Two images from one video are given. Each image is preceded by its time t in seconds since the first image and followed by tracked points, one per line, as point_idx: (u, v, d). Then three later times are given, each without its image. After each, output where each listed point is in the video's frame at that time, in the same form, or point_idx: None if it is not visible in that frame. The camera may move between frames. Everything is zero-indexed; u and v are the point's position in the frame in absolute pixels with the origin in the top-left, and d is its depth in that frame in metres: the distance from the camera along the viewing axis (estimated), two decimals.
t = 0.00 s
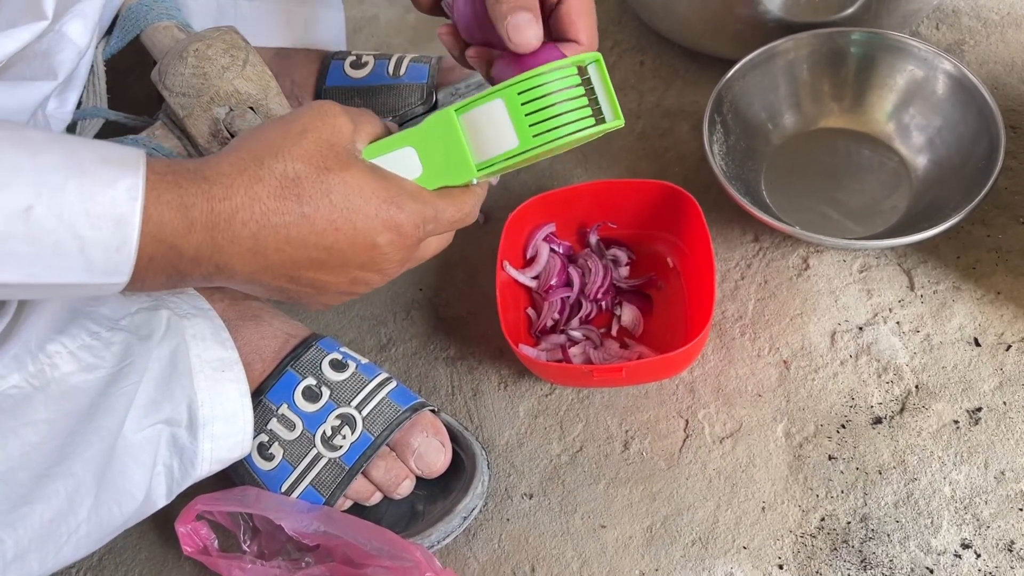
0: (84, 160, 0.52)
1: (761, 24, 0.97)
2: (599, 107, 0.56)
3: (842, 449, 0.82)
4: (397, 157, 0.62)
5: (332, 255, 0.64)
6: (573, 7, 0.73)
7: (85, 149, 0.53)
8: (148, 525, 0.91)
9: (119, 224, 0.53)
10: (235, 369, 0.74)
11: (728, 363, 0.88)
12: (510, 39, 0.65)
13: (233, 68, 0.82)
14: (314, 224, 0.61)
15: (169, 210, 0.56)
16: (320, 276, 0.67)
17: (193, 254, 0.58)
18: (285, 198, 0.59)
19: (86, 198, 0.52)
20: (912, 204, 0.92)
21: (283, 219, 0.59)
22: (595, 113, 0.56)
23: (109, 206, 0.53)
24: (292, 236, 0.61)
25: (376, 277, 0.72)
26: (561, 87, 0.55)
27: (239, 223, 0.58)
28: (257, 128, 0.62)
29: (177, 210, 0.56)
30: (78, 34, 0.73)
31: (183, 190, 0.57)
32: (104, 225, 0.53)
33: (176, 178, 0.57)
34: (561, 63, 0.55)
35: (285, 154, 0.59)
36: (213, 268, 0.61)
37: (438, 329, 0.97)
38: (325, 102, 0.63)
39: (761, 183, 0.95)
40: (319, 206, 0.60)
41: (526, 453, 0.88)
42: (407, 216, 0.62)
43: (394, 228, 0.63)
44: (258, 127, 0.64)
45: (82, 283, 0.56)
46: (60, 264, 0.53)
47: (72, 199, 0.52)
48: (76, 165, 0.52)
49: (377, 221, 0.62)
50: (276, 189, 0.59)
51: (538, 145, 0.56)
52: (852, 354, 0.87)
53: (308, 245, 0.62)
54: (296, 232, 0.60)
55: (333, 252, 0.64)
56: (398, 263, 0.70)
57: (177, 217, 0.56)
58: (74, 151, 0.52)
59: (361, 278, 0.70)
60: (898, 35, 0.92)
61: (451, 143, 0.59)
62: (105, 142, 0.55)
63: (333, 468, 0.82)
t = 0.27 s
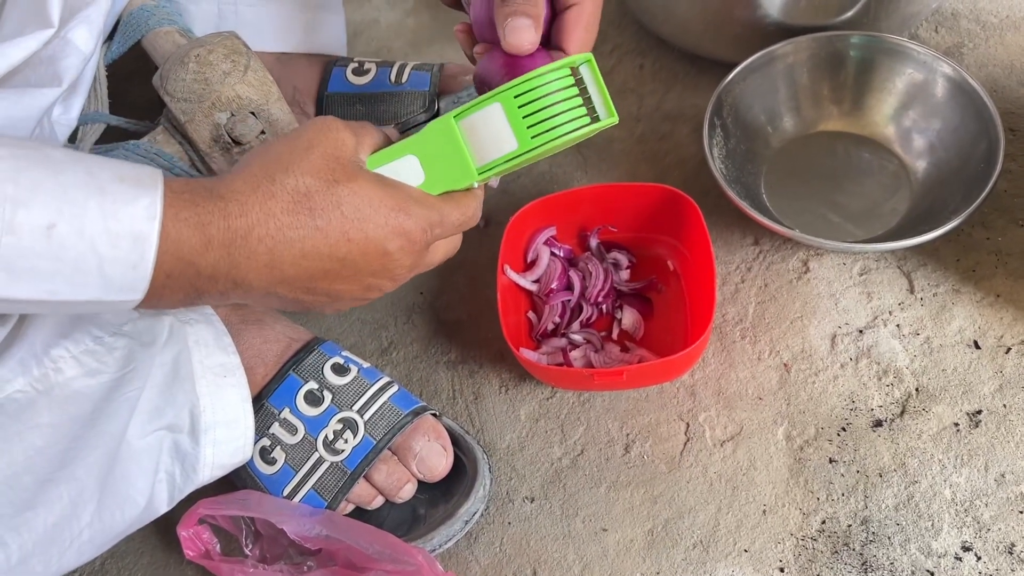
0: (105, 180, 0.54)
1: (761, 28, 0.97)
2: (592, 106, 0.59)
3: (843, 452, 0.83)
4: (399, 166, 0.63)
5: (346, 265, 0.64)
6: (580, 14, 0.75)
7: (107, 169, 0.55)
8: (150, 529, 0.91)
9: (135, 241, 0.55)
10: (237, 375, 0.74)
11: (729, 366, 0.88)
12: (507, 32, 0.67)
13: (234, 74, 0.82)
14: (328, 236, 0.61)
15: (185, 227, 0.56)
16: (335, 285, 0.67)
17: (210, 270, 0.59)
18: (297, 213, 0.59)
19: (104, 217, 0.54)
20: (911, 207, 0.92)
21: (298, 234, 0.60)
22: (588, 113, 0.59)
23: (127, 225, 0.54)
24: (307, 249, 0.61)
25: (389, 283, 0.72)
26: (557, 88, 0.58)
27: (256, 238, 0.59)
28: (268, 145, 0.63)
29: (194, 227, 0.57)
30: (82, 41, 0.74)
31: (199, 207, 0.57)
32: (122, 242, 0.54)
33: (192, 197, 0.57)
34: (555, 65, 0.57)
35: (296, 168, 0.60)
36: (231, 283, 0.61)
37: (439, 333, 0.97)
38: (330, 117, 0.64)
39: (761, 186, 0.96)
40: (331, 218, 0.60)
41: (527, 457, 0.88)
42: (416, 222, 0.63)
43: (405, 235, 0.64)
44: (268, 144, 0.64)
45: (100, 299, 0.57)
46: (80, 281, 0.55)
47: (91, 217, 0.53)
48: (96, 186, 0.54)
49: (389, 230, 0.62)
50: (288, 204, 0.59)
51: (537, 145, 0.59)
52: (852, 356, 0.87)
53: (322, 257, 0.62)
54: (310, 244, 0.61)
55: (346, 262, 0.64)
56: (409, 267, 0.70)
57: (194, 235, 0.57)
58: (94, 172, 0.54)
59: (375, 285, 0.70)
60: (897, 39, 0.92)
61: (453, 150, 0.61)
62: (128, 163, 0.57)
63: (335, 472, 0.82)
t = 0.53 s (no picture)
0: (113, 182, 0.54)
1: (755, 34, 0.97)
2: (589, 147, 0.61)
3: (837, 457, 0.83)
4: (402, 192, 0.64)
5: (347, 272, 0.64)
6: (581, 60, 0.77)
7: (114, 172, 0.55)
8: (146, 536, 0.91)
9: (144, 241, 0.55)
10: (234, 382, 0.74)
11: (723, 372, 0.89)
12: (502, 95, 0.68)
13: (229, 82, 0.82)
14: (333, 241, 0.61)
15: (192, 226, 0.56)
16: (332, 296, 0.67)
17: (212, 270, 0.58)
18: (303, 214, 0.60)
19: (114, 217, 0.54)
20: (905, 212, 0.92)
21: (303, 235, 0.60)
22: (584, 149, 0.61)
23: (134, 227, 0.54)
24: (310, 252, 0.61)
25: (386, 299, 0.72)
26: (556, 123, 0.60)
27: (261, 238, 0.59)
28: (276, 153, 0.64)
29: (201, 222, 0.57)
30: (82, 53, 0.74)
31: (208, 205, 0.57)
32: (130, 244, 0.54)
33: (199, 196, 0.58)
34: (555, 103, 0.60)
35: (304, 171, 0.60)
36: (232, 284, 0.60)
37: (434, 339, 0.97)
38: (333, 138, 0.66)
39: (755, 192, 0.96)
40: (336, 223, 0.60)
41: (522, 463, 0.88)
42: (417, 236, 0.63)
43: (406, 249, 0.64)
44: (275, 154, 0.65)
45: (107, 301, 0.57)
46: (87, 283, 0.55)
47: (100, 218, 0.53)
48: (105, 186, 0.54)
49: (391, 241, 0.63)
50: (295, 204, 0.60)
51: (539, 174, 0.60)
52: (846, 362, 0.87)
53: (324, 263, 0.62)
54: (313, 248, 0.61)
55: (347, 271, 0.64)
56: (405, 285, 0.70)
57: (202, 231, 0.57)
58: (102, 174, 0.54)
59: (371, 299, 0.70)
60: (890, 45, 0.93)
61: (454, 179, 0.62)
62: (135, 167, 0.57)
63: (331, 478, 0.82)
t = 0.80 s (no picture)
0: (113, 162, 0.57)
1: (746, 38, 0.98)
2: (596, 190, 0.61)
3: (828, 461, 0.83)
4: (401, 190, 0.65)
5: (322, 260, 0.67)
6: (575, 59, 0.78)
7: (113, 151, 0.58)
8: (139, 541, 0.91)
9: (148, 216, 0.59)
10: (226, 387, 0.76)
11: (715, 376, 0.89)
12: (506, 121, 0.68)
13: (221, 88, 0.82)
14: (309, 235, 0.64)
15: (186, 209, 0.60)
16: (309, 280, 0.71)
17: (199, 246, 0.63)
18: (287, 206, 0.63)
19: (118, 194, 0.57)
20: (896, 215, 0.92)
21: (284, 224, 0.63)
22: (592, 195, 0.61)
23: (136, 203, 0.58)
24: (287, 242, 0.65)
25: (365, 290, 0.75)
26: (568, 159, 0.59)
27: (244, 223, 0.62)
28: (277, 137, 0.66)
29: (191, 205, 0.60)
30: (73, 60, 0.74)
31: (201, 190, 0.61)
32: (134, 220, 0.58)
33: (193, 179, 0.61)
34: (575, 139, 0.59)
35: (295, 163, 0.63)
36: (217, 261, 0.65)
37: (427, 343, 0.97)
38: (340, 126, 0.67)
39: (747, 196, 0.96)
40: (314, 219, 0.63)
41: (515, 467, 0.88)
42: (394, 244, 0.66)
43: (380, 253, 0.67)
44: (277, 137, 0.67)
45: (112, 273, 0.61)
46: (94, 257, 0.58)
47: (106, 194, 0.57)
48: (106, 165, 0.57)
49: (365, 242, 0.66)
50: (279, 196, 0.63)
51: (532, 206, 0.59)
52: (837, 365, 0.87)
53: (301, 253, 0.66)
54: (291, 238, 0.64)
55: (321, 263, 0.68)
56: (383, 282, 0.73)
57: (192, 215, 0.60)
58: (101, 154, 0.57)
59: (348, 289, 0.73)
60: (882, 49, 0.92)
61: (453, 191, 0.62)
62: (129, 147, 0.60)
63: (322, 484, 0.83)
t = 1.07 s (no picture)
0: (99, 164, 0.57)
1: (737, 37, 0.98)
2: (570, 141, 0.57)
3: (818, 458, 0.83)
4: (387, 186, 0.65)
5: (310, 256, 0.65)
6: (557, 49, 0.78)
7: (98, 153, 0.58)
8: (130, 542, 0.91)
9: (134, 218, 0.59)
10: (216, 388, 0.76)
11: (706, 374, 0.89)
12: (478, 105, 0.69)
13: (210, 88, 0.82)
14: (289, 216, 0.63)
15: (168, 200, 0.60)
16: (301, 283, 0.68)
17: (181, 237, 0.61)
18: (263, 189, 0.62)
19: (105, 196, 0.57)
20: (886, 214, 0.92)
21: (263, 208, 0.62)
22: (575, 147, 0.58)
23: (123, 203, 0.58)
24: (268, 226, 0.63)
25: (357, 295, 0.71)
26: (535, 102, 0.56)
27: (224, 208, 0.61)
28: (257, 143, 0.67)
29: (170, 192, 0.60)
30: (59, 62, 0.74)
31: (180, 178, 0.61)
32: (120, 219, 0.58)
33: (174, 170, 0.61)
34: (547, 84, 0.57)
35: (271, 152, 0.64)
36: (201, 254, 0.63)
37: (419, 343, 0.97)
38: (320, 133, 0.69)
39: (738, 195, 0.96)
40: (292, 198, 0.62)
41: (506, 466, 0.88)
42: (377, 223, 0.63)
43: (366, 233, 0.64)
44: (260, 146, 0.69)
45: (99, 276, 0.60)
46: (81, 258, 0.58)
47: (93, 196, 0.56)
48: (92, 167, 0.57)
49: (348, 222, 0.63)
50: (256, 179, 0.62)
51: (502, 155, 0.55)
52: (827, 363, 0.87)
53: (284, 239, 0.63)
54: (270, 221, 0.63)
55: (306, 250, 0.65)
56: (375, 282, 0.69)
57: (172, 199, 0.60)
58: (87, 157, 0.57)
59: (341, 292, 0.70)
60: (871, 48, 0.93)
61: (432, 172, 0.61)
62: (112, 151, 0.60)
63: (314, 483, 0.82)
